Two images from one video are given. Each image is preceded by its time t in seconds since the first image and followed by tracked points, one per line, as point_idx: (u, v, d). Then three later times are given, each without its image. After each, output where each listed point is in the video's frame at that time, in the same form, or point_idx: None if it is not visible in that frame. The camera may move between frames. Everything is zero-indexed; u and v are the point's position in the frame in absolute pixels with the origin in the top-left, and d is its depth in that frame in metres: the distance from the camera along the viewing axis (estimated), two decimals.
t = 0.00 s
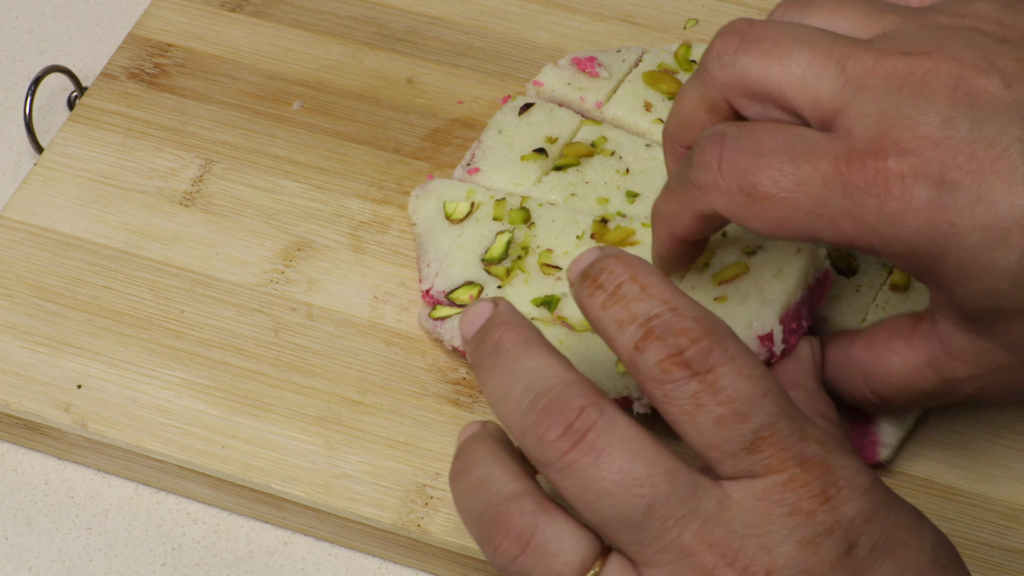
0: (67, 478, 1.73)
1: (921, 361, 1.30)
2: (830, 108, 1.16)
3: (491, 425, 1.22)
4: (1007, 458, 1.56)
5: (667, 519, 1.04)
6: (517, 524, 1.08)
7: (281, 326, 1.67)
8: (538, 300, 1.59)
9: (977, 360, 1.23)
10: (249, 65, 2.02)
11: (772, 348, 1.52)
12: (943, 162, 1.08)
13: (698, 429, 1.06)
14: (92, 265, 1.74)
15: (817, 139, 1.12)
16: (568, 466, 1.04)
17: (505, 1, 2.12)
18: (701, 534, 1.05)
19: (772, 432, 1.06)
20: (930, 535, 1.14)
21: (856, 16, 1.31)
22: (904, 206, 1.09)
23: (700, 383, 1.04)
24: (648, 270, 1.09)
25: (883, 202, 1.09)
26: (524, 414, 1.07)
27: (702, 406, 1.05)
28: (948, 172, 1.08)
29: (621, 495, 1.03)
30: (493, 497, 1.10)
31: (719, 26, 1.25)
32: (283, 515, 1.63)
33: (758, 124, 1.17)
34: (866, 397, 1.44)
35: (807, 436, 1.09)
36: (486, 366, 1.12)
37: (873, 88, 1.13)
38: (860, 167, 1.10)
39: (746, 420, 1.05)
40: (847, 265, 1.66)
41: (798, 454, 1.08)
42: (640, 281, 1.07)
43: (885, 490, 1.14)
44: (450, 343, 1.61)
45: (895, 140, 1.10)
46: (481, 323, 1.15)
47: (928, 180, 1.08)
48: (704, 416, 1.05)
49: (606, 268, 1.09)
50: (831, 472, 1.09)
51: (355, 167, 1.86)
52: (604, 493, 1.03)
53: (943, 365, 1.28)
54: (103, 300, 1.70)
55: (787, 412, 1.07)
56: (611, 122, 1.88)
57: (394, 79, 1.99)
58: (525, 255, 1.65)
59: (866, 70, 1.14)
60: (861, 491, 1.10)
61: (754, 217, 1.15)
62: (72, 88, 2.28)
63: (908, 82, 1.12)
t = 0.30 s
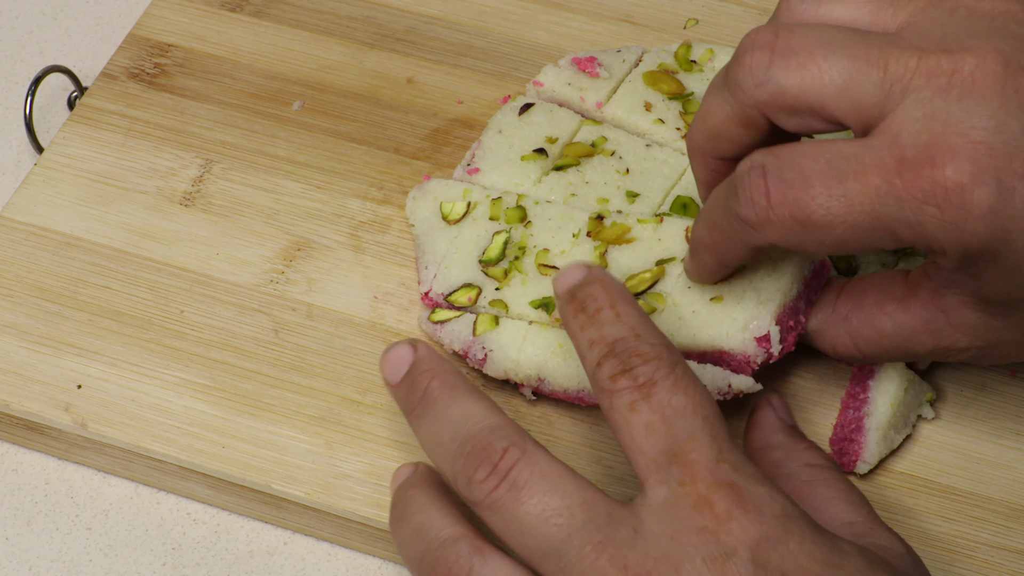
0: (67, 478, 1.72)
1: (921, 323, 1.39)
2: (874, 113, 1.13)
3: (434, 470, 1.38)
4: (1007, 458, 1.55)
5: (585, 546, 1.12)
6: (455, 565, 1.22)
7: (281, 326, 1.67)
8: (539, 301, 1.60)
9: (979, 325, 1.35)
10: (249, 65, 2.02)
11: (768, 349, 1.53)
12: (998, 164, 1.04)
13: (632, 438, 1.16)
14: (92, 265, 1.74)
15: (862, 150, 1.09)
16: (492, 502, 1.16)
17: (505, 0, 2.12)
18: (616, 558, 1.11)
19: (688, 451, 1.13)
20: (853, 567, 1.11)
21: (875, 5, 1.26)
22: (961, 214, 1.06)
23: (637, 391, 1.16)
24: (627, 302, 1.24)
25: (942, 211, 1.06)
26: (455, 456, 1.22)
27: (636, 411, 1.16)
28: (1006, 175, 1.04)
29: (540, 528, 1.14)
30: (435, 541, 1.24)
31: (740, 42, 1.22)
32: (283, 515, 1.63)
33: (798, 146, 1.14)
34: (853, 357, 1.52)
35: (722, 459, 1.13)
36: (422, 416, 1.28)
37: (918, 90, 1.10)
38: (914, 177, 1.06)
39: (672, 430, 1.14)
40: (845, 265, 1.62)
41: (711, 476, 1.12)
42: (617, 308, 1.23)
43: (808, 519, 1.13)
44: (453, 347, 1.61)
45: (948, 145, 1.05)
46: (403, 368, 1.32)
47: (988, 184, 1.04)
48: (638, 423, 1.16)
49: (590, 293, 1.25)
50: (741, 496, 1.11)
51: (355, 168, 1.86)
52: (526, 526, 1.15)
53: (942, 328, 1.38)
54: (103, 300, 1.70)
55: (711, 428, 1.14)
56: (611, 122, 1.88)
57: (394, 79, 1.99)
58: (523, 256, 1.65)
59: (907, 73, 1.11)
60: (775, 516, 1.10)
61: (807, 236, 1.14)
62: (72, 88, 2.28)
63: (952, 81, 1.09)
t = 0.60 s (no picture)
0: (67, 478, 1.72)
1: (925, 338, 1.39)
2: (878, 138, 1.13)
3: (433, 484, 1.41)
4: (1007, 458, 1.55)
5: (575, 551, 1.14)
6: None
7: (281, 326, 1.67)
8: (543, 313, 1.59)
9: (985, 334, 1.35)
10: (249, 65, 2.02)
11: (768, 369, 1.53)
12: (1002, 178, 1.03)
13: (629, 451, 1.16)
14: (92, 265, 1.74)
15: (865, 173, 1.10)
16: (486, 511, 1.19)
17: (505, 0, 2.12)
18: (605, 565, 1.11)
19: (681, 458, 1.12)
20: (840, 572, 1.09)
21: (873, 23, 1.23)
22: (966, 229, 1.06)
23: (637, 409, 1.16)
24: (638, 337, 1.27)
25: (947, 226, 1.06)
26: (449, 471, 1.25)
27: (633, 426, 1.15)
28: (1012, 188, 1.03)
29: (533, 536, 1.16)
30: (432, 553, 1.28)
31: (740, 81, 1.23)
32: (283, 515, 1.63)
33: (804, 173, 1.15)
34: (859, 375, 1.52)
35: (712, 463, 1.11)
36: (418, 435, 1.33)
37: (919, 109, 1.09)
38: (918, 196, 1.06)
39: (666, 441, 1.13)
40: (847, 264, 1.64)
41: (701, 479, 1.10)
42: (627, 342, 1.26)
43: (797, 524, 1.11)
44: (453, 348, 1.61)
45: (951, 161, 1.05)
46: (400, 389, 1.38)
47: (994, 199, 1.03)
48: (633, 435, 1.15)
49: (602, 330, 1.29)
50: (730, 499, 1.09)
51: (355, 168, 1.86)
52: (518, 534, 1.17)
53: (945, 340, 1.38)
54: (103, 300, 1.70)
55: (704, 439, 1.13)
56: (611, 122, 1.88)
57: (394, 79, 1.99)
58: (530, 262, 1.65)
59: (907, 94, 1.11)
60: (765, 520, 1.08)
61: (817, 258, 1.15)
62: (73, 88, 2.28)
63: (951, 97, 1.08)
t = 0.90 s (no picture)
0: (67, 478, 1.73)
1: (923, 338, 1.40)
2: (878, 139, 1.12)
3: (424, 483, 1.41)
4: (1007, 458, 1.55)
5: (576, 555, 1.14)
6: None
7: (281, 326, 1.67)
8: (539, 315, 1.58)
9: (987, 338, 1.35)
10: (249, 65, 2.02)
11: (761, 368, 1.53)
12: (1005, 180, 1.05)
13: (628, 453, 1.16)
14: (92, 265, 1.74)
15: (865, 172, 1.10)
16: (486, 516, 1.19)
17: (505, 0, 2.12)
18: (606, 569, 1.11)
19: (681, 461, 1.12)
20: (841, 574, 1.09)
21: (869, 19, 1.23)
22: (970, 230, 1.07)
23: (634, 411, 1.16)
24: (634, 338, 1.27)
25: (951, 230, 1.08)
26: (448, 476, 1.25)
27: (632, 429, 1.15)
28: (1013, 189, 1.05)
29: (533, 540, 1.16)
30: (431, 555, 1.28)
31: (734, 80, 1.20)
32: (283, 515, 1.63)
33: (800, 172, 1.15)
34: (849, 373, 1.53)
35: (713, 466, 1.12)
36: (418, 439, 1.33)
37: (921, 109, 1.09)
38: (921, 198, 1.07)
39: (665, 443, 1.13)
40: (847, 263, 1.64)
41: (701, 482, 1.11)
42: (623, 343, 1.25)
43: (798, 525, 1.12)
44: (452, 351, 1.61)
45: (954, 164, 1.06)
46: (401, 394, 1.38)
47: (997, 200, 1.05)
48: (632, 437, 1.15)
49: (597, 330, 1.28)
50: (732, 502, 1.10)
51: (355, 168, 1.86)
52: (519, 539, 1.17)
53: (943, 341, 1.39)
54: (103, 300, 1.70)
55: (703, 441, 1.13)
56: (611, 122, 1.88)
57: (394, 79, 1.99)
58: (525, 262, 1.64)
59: (908, 93, 1.10)
60: (767, 522, 1.09)
61: (816, 255, 1.15)
62: (73, 88, 2.28)
63: (954, 97, 1.08)
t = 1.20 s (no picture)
0: (67, 478, 1.73)
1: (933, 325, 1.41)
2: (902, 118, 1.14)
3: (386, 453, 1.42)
4: (1006, 457, 1.55)
5: (495, 517, 1.16)
6: (367, 553, 1.26)
7: (281, 326, 1.67)
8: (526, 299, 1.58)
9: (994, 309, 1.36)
10: (249, 65, 2.02)
11: (747, 353, 1.49)
12: None
13: (545, 410, 1.21)
14: (92, 265, 1.74)
15: (888, 162, 1.09)
16: (404, 480, 1.21)
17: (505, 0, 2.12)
18: (525, 530, 1.14)
19: (596, 416, 1.18)
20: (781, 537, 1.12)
21: None
22: (998, 215, 1.08)
23: (550, 366, 1.22)
24: (552, 293, 1.32)
25: (978, 213, 1.08)
26: (370, 444, 1.27)
27: (547, 385, 1.21)
28: None
29: (450, 502, 1.18)
30: (353, 530, 1.29)
31: (762, 35, 1.29)
32: (283, 515, 1.63)
33: (818, 172, 1.14)
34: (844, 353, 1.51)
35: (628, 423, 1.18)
36: (344, 411, 1.33)
37: (945, 92, 1.10)
38: (948, 183, 1.07)
39: (581, 399, 1.19)
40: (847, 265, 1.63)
41: (618, 438, 1.16)
42: (541, 300, 1.30)
43: (713, 475, 1.18)
44: (452, 356, 1.61)
45: (979, 146, 1.06)
46: (333, 370, 1.38)
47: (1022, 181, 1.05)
48: (551, 394, 1.21)
49: (518, 288, 1.32)
50: (647, 455, 1.16)
51: (355, 168, 1.86)
52: (436, 502, 1.18)
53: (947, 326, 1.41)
54: (103, 300, 1.70)
55: (618, 395, 1.19)
56: (611, 122, 1.88)
57: (394, 79, 1.99)
58: (518, 259, 1.62)
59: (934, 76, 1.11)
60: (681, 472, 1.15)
61: (843, 254, 1.15)
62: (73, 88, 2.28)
63: (979, 80, 1.09)
